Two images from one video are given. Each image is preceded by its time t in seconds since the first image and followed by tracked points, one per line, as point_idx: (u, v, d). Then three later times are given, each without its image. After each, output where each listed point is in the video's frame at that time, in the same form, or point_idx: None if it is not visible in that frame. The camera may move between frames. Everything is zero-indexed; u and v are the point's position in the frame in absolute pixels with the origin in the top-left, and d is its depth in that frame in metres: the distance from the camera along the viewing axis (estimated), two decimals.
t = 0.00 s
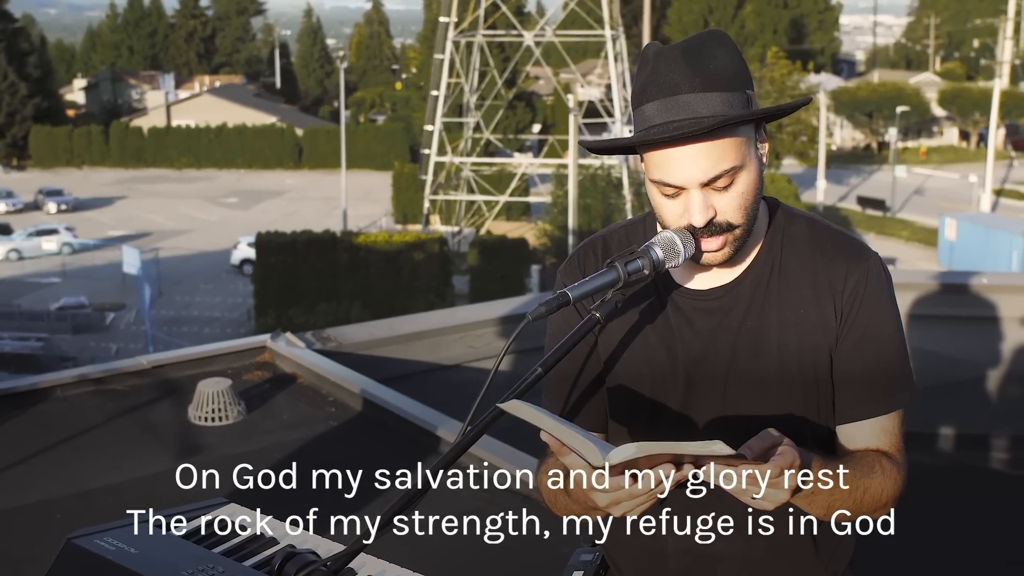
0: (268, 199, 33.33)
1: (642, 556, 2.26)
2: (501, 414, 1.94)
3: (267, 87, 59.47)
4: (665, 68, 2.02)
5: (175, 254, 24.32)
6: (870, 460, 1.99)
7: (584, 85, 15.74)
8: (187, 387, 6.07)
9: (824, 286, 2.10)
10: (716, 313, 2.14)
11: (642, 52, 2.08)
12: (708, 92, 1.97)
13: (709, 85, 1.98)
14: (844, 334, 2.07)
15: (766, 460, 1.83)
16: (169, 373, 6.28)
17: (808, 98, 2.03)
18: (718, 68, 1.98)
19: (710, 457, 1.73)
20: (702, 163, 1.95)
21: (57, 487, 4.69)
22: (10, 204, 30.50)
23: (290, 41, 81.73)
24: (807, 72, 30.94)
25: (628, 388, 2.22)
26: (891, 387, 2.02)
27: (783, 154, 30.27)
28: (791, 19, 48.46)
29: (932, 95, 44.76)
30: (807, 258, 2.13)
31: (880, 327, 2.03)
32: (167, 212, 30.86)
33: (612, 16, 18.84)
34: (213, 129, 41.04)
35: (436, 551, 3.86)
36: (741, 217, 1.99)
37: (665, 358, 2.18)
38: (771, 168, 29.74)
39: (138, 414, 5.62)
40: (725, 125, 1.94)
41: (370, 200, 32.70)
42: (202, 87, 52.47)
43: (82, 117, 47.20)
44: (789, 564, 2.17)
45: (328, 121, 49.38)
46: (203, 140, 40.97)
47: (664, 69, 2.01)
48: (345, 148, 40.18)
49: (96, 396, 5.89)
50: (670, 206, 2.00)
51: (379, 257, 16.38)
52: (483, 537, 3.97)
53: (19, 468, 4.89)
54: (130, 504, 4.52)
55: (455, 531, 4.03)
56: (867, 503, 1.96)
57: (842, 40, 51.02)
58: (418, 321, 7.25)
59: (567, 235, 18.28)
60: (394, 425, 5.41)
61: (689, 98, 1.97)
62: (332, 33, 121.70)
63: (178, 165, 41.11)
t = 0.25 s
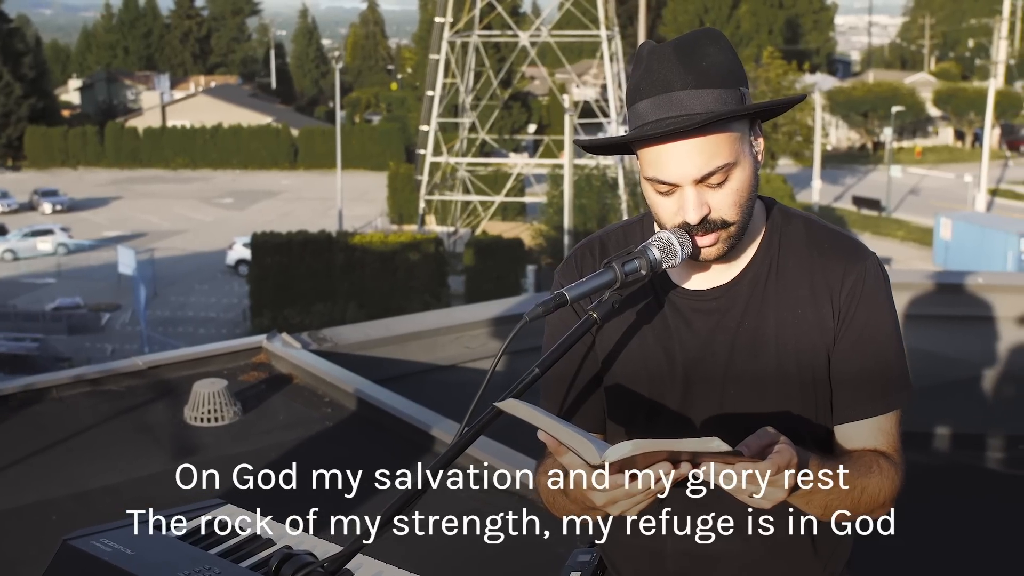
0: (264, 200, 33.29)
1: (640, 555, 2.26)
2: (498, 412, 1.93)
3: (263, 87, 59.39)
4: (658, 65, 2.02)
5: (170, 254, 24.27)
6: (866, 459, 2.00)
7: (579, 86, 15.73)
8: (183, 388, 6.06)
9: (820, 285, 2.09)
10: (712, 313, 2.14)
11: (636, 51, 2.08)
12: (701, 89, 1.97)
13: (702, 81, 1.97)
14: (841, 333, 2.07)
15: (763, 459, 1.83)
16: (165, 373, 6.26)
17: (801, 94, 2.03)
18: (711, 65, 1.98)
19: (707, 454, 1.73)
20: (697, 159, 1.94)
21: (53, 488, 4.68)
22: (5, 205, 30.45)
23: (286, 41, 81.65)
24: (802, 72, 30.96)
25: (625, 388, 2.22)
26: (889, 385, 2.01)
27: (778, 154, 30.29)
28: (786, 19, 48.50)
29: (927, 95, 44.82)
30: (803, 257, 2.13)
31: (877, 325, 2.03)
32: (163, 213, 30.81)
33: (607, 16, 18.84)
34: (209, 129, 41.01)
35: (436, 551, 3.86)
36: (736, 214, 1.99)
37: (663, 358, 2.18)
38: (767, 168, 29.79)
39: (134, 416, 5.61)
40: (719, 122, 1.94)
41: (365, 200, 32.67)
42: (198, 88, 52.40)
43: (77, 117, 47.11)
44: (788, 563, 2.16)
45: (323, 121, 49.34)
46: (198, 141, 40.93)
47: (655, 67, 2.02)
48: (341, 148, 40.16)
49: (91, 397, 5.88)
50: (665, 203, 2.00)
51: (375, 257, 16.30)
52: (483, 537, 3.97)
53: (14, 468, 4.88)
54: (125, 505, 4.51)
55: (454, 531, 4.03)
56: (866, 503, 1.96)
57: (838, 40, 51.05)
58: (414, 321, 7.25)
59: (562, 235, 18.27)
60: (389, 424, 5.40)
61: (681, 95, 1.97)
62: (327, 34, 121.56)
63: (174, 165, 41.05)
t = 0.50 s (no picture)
0: (258, 200, 33.25)
1: (635, 555, 2.26)
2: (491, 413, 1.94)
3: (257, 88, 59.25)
4: (649, 66, 2.02)
5: (164, 255, 24.22)
6: (863, 458, 1.99)
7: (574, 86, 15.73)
8: (177, 389, 6.05)
9: (814, 285, 2.10)
10: (705, 313, 2.15)
11: (626, 53, 2.08)
12: (693, 90, 1.97)
13: (693, 83, 1.98)
14: (834, 333, 2.07)
15: (757, 458, 1.83)
16: (159, 374, 6.24)
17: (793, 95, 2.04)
18: (702, 66, 1.98)
19: (702, 453, 1.73)
20: (688, 161, 1.95)
21: (46, 489, 4.66)
22: None
23: (280, 42, 81.55)
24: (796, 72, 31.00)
25: (619, 387, 2.22)
26: (884, 385, 2.02)
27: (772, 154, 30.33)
28: (780, 19, 48.51)
29: (920, 95, 44.92)
30: (796, 256, 2.13)
31: (870, 324, 2.04)
32: (157, 214, 30.74)
33: (601, 16, 18.84)
34: (203, 130, 40.94)
35: (435, 550, 3.87)
36: (729, 215, 1.99)
37: (656, 358, 2.18)
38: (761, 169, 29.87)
39: (129, 416, 5.60)
40: (712, 123, 1.94)
41: (359, 201, 32.66)
42: (192, 88, 52.26)
43: (71, 118, 46.97)
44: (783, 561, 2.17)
45: (316, 122, 49.29)
46: (192, 142, 40.85)
47: (647, 69, 2.02)
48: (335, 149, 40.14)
49: (85, 398, 5.86)
50: (657, 204, 2.00)
51: (369, 258, 16.28)
52: (483, 537, 3.97)
53: (8, 470, 4.87)
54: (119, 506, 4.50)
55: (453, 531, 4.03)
56: (861, 503, 1.96)
57: (831, 40, 51.13)
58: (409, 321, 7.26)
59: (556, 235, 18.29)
60: (383, 425, 5.39)
61: (674, 97, 1.97)
62: (320, 35, 121.45)
63: (168, 166, 40.97)
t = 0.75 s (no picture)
0: (257, 201, 33.24)
1: (632, 554, 2.26)
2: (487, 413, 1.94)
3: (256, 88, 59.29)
4: (644, 65, 2.02)
5: (164, 256, 24.20)
6: (859, 456, 2.00)
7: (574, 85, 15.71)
8: (176, 389, 6.05)
9: (810, 284, 2.10)
10: (701, 312, 2.15)
11: (623, 51, 2.08)
12: (689, 90, 1.97)
13: (690, 82, 1.98)
14: (830, 334, 2.07)
15: (752, 457, 1.83)
16: (158, 374, 6.24)
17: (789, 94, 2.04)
18: (698, 66, 1.98)
19: (697, 452, 1.73)
20: (684, 160, 1.95)
21: (44, 490, 4.66)
22: None
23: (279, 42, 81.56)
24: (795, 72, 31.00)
25: (615, 387, 2.22)
26: (880, 384, 2.02)
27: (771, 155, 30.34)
28: (779, 19, 48.53)
29: (920, 95, 44.94)
30: (792, 256, 2.13)
31: (867, 324, 2.04)
32: (156, 214, 30.72)
33: (600, 17, 18.83)
34: (203, 130, 40.95)
35: (434, 550, 3.88)
36: (724, 215, 1.99)
37: (652, 359, 2.18)
38: (760, 169, 29.86)
39: (127, 416, 5.61)
40: (707, 122, 1.94)
41: (358, 201, 32.66)
42: (191, 89, 52.30)
43: (70, 118, 46.98)
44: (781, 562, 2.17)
45: (316, 122, 49.29)
46: (192, 142, 40.86)
47: (644, 68, 2.02)
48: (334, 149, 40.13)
49: (84, 399, 5.87)
50: (653, 204, 2.00)
51: (369, 258, 16.27)
52: (483, 536, 3.98)
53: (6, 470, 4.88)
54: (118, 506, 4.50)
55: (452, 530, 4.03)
56: (857, 502, 1.96)
57: (831, 40, 51.17)
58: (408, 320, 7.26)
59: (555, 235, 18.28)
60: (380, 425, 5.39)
61: (669, 96, 1.97)
62: (319, 36, 121.48)
63: (168, 166, 40.98)
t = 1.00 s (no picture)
0: (257, 201, 33.23)
1: (627, 553, 2.26)
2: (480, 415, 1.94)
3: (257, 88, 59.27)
4: (640, 69, 2.02)
5: (164, 256, 24.19)
6: (853, 458, 2.00)
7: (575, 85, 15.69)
8: (174, 390, 6.05)
9: (803, 285, 2.10)
10: (695, 314, 2.15)
11: (618, 55, 2.09)
12: (684, 93, 1.97)
13: (685, 87, 1.98)
14: (825, 334, 2.07)
15: (745, 459, 1.83)
16: (156, 375, 6.23)
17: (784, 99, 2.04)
18: (693, 70, 1.98)
19: (690, 455, 1.73)
20: (679, 165, 1.95)
21: (42, 490, 4.66)
22: None
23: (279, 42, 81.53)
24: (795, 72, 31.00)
25: (609, 389, 2.22)
26: (875, 385, 2.02)
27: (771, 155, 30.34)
28: (779, 19, 48.53)
29: (920, 95, 44.95)
30: (786, 257, 2.14)
31: (861, 323, 2.04)
32: (156, 215, 30.70)
33: (600, 17, 18.83)
34: (203, 131, 40.95)
35: (434, 550, 3.88)
36: (717, 220, 2.00)
37: (647, 359, 2.18)
38: (760, 169, 29.86)
39: (125, 417, 5.60)
40: (701, 127, 1.94)
41: (358, 201, 32.67)
42: (191, 89, 52.30)
43: (70, 118, 46.99)
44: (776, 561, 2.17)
45: (315, 122, 49.29)
46: (192, 143, 40.86)
47: (639, 72, 2.02)
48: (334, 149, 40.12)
49: (82, 398, 5.87)
50: (648, 207, 2.00)
51: (368, 258, 16.26)
52: (483, 537, 3.97)
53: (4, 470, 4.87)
54: (115, 506, 4.50)
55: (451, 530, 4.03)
56: (852, 504, 1.96)
57: (831, 41, 51.18)
58: (406, 321, 7.27)
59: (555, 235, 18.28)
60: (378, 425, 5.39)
61: (664, 101, 1.98)
62: (318, 37, 121.42)
63: (167, 167, 40.98)
